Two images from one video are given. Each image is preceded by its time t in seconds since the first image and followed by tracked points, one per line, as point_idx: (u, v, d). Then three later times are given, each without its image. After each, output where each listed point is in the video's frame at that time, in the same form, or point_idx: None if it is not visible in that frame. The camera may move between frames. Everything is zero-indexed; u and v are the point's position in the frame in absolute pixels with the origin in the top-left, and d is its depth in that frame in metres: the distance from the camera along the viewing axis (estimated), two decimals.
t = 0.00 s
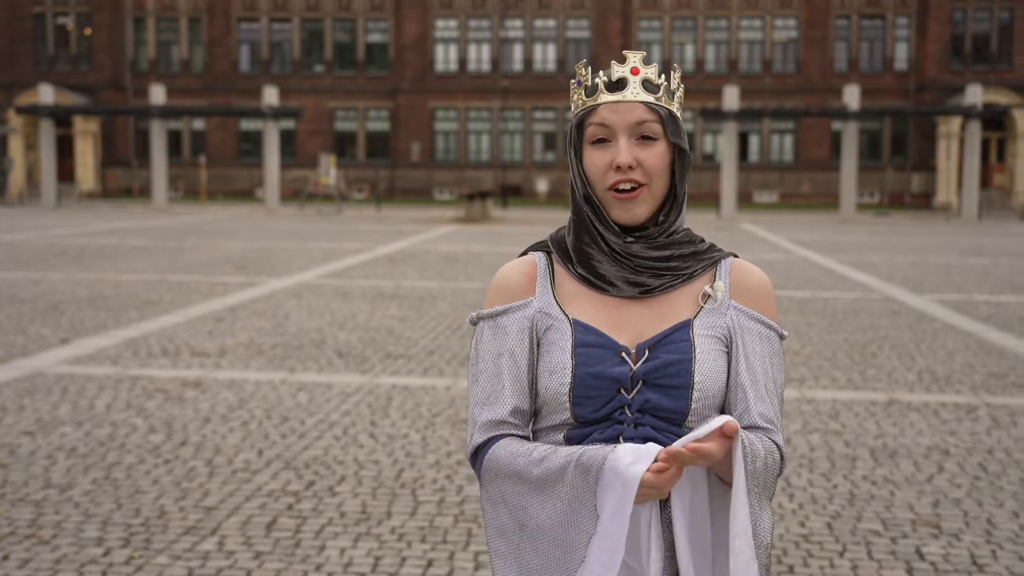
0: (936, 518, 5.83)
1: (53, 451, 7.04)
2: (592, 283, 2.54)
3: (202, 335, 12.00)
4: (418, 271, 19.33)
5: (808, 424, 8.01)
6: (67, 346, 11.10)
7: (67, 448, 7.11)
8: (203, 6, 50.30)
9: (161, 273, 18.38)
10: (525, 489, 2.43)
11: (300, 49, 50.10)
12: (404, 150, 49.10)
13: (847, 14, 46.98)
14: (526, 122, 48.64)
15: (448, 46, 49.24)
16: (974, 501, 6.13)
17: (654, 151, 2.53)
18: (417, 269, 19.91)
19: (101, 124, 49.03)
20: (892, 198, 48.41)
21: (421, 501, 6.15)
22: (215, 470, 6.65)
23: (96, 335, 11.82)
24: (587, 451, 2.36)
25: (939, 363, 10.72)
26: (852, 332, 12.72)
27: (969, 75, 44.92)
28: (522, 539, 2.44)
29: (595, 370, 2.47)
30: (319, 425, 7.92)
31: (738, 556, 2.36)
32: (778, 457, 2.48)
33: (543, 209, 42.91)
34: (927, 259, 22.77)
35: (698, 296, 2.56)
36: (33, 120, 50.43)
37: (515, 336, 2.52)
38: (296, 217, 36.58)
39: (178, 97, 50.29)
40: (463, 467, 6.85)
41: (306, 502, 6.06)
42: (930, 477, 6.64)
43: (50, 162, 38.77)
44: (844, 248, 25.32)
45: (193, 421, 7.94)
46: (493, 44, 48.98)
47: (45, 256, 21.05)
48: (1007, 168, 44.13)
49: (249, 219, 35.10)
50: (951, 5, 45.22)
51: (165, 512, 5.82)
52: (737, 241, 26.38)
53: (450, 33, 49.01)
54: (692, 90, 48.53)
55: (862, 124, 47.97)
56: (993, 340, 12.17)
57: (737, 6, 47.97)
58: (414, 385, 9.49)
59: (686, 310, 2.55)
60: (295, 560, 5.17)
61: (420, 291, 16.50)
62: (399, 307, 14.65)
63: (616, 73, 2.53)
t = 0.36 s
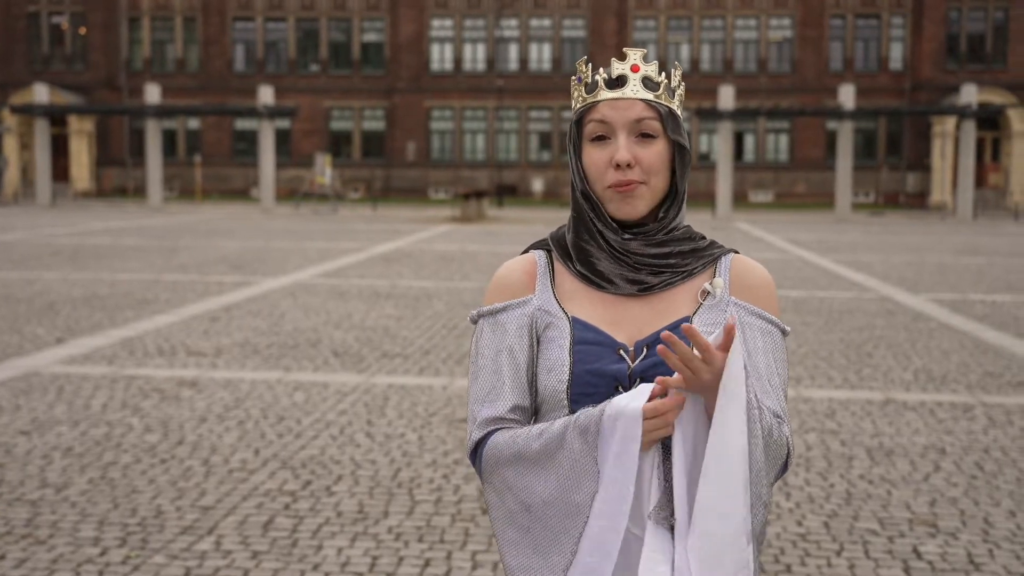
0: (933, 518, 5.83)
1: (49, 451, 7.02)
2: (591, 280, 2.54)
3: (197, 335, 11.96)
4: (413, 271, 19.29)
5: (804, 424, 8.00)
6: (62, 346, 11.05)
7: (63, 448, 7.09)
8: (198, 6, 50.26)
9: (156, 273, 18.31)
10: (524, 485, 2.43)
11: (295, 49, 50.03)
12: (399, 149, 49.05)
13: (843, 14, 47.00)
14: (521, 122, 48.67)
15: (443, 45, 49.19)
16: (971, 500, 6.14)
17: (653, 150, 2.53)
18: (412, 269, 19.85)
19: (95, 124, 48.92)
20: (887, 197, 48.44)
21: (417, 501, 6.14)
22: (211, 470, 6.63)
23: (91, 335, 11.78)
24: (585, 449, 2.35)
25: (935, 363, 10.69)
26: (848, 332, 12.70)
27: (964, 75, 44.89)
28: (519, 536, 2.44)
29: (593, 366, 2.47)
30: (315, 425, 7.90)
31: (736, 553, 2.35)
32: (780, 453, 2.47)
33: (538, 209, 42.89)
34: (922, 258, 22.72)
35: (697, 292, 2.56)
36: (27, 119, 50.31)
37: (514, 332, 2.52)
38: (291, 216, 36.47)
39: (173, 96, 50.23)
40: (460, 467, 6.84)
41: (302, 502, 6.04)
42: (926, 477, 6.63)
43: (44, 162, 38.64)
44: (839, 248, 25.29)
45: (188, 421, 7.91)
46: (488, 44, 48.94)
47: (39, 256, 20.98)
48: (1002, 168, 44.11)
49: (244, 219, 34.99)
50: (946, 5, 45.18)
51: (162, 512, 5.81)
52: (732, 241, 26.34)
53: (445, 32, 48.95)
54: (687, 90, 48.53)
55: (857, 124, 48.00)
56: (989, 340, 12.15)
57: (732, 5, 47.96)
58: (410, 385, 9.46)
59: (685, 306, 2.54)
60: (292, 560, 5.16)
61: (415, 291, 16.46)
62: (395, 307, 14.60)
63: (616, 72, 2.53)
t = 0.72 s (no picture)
0: (931, 518, 5.83)
1: (46, 451, 7.01)
2: (590, 282, 2.53)
3: (194, 335, 11.95)
4: (410, 271, 19.27)
5: (802, 424, 8.00)
6: (59, 346, 11.05)
7: (60, 448, 7.08)
8: (194, 6, 50.26)
9: (153, 273, 18.31)
10: (523, 493, 2.43)
11: (292, 49, 50.00)
12: (396, 149, 49.03)
13: (839, 14, 47.07)
14: (517, 122, 48.69)
15: (440, 45, 49.17)
16: (968, 500, 6.15)
17: (651, 157, 2.52)
18: (408, 269, 19.84)
19: (91, 124, 48.86)
20: (883, 197, 48.46)
21: (415, 501, 6.13)
22: (209, 470, 6.63)
23: (88, 335, 11.77)
24: (585, 456, 2.35)
25: (932, 363, 10.69)
26: (845, 332, 12.69)
27: (960, 75, 44.88)
28: (517, 541, 2.44)
29: (593, 366, 2.47)
30: (313, 424, 7.89)
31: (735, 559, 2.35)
32: (779, 456, 2.47)
33: (535, 209, 42.88)
34: (918, 258, 22.71)
35: (695, 294, 2.56)
36: (23, 119, 50.25)
37: (513, 334, 2.52)
38: (287, 216, 36.41)
39: (169, 96, 50.20)
40: (457, 467, 6.84)
41: (300, 502, 6.04)
42: (923, 476, 6.64)
43: (40, 162, 38.58)
44: (836, 248, 25.27)
45: (186, 421, 7.91)
46: (485, 44, 48.94)
47: (35, 256, 20.97)
48: (998, 168, 44.12)
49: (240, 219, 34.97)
50: (942, 5, 45.16)
51: (159, 512, 5.81)
52: (729, 241, 26.33)
53: (442, 32, 48.95)
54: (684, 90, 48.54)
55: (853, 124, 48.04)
56: (986, 340, 12.15)
57: (728, 5, 47.98)
58: (408, 385, 9.45)
59: (683, 308, 2.54)
60: (290, 560, 5.16)
61: (412, 291, 16.44)
62: (391, 307, 14.59)
63: (614, 77, 2.51)
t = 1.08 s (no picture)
0: (929, 517, 5.84)
1: (43, 451, 7.01)
2: (590, 285, 2.53)
3: (191, 335, 11.95)
4: (407, 271, 19.27)
5: (798, 424, 8.02)
6: (55, 346, 11.05)
7: (56, 448, 7.08)
8: (189, 6, 50.25)
9: (149, 273, 18.31)
10: (522, 496, 2.43)
11: (287, 49, 50.00)
12: (391, 149, 49.00)
13: (834, 14, 47.14)
14: (513, 122, 48.71)
15: (436, 45, 49.17)
16: (965, 500, 6.15)
17: (651, 153, 2.52)
18: (405, 269, 19.85)
19: (86, 124, 48.80)
20: (878, 197, 48.52)
21: (412, 501, 6.13)
22: (206, 470, 6.63)
23: (85, 335, 11.77)
24: (586, 455, 2.35)
25: (928, 363, 10.71)
26: (842, 332, 12.70)
27: (955, 76, 44.88)
28: (517, 542, 2.44)
29: (591, 371, 2.47)
30: (310, 425, 7.89)
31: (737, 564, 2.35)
32: (777, 459, 2.48)
33: (531, 209, 42.86)
34: (914, 258, 22.73)
35: (695, 296, 2.56)
36: (19, 119, 50.22)
37: (513, 335, 2.52)
38: (283, 217, 36.41)
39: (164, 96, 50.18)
40: (455, 467, 6.84)
41: (297, 502, 6.04)
42: (920, 476, 6.65)
43: (36, 162, 38.53)
44: (832, 248, 25.27)
45: (182, 421, 7.91)
46: (481, 44, 48.91)
47: (31, 256, 20.94)
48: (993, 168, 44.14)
49: (236, 219, 34.94)
50: (937, 5, 45.18)
51: (156, 512, 5.81)
52: (725, 241, 26.33)
53: (437, 32, 48.92)
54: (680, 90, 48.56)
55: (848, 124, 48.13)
56: (981, 340, 12.16)
57: (724, 6, 48.02)
58: (405, 385, 9.46)
59: (683, 310, 2.54)
60: (287, 560, 5.16)
61: (409, 291, 16.44)
62: (388, 307, 14.60)
63: (613, 69, 2.53)
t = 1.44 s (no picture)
0: (928, 516, 5.85)
1: (40, 451, 6.99)
2: (592, 287, 2.52)
3: (188, 335, 11.94)
4: (404, 271, 19.25)
5: (797, 424, 8.01)
6: (53, 346, 11.03)
7: (55, 448, 7.07)
8: (186, 6, 50.24)
9: (146, 273, 18.29)
10: (525, 494, 2.43)
11: (284, 49, 49.97)
12: (388, 149, 48.98)
13: (831, 14, 47.19)
14: (510, 122, 48.71)
15: (433, 45, 49.14)
16: (964, 499, 6.16)
17: (654, 152, 2.51)
18: (402, 268, 19.83)
19: (83, 124, 48.77)
20: (875, 197, 48.55)
21: (411, 501, 6.13)
22: (204, 470, 6.62)
23: (82, 335, 11.76)
24: (586, 453, 2.34)
25: (926, 363, 10.71)
26: (839, 332, 12.70)
27: (952, 75, 44.89)
28: (519, 543, 2.44)
29: (593, 374, 2.46)
30: (308, 425, 7.89)
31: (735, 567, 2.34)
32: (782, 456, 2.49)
33: (527, 209, 42.84)
34: (911, 258, 22.70)
35: (698, 297, 2.55)
36: (15, 119, 50.18)
37: (514, 337, 2.52)
38: (280, 217, 36.38)
39: (161, 96, 50.17)
40: (454, 467, 6.83)
41: (296, 503, 6.03)
42: (919, 476, 6.65)
43: (32, 162, 38.48)
44: (829, 248, 25.25)
45: (180, 421, 7.90)
46: (477, 44, 48.90)
47: (28, 256, 20.91)
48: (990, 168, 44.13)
49: (233, 219, 34.91)
50: (934, 5, 45.16)
51: (155, 512, 5.80)
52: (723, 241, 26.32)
53: (434, 32, 48.87)
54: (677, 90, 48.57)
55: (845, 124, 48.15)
56: (979, 340, 12.16)
57: (721, 5, 48.03)
58: (403, 385, 9.45)
59: (686, 312, 2.53)
60: (287, 560, 5.15)
61: (406, 291, 16.43)
62: (385, 307, 14.58)
63: (616, 67, 2.51)
